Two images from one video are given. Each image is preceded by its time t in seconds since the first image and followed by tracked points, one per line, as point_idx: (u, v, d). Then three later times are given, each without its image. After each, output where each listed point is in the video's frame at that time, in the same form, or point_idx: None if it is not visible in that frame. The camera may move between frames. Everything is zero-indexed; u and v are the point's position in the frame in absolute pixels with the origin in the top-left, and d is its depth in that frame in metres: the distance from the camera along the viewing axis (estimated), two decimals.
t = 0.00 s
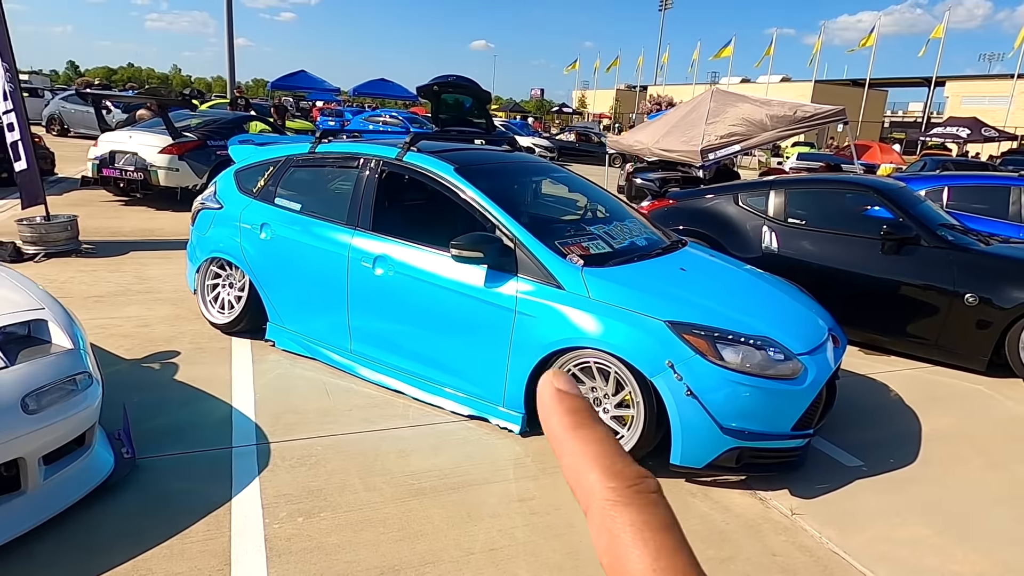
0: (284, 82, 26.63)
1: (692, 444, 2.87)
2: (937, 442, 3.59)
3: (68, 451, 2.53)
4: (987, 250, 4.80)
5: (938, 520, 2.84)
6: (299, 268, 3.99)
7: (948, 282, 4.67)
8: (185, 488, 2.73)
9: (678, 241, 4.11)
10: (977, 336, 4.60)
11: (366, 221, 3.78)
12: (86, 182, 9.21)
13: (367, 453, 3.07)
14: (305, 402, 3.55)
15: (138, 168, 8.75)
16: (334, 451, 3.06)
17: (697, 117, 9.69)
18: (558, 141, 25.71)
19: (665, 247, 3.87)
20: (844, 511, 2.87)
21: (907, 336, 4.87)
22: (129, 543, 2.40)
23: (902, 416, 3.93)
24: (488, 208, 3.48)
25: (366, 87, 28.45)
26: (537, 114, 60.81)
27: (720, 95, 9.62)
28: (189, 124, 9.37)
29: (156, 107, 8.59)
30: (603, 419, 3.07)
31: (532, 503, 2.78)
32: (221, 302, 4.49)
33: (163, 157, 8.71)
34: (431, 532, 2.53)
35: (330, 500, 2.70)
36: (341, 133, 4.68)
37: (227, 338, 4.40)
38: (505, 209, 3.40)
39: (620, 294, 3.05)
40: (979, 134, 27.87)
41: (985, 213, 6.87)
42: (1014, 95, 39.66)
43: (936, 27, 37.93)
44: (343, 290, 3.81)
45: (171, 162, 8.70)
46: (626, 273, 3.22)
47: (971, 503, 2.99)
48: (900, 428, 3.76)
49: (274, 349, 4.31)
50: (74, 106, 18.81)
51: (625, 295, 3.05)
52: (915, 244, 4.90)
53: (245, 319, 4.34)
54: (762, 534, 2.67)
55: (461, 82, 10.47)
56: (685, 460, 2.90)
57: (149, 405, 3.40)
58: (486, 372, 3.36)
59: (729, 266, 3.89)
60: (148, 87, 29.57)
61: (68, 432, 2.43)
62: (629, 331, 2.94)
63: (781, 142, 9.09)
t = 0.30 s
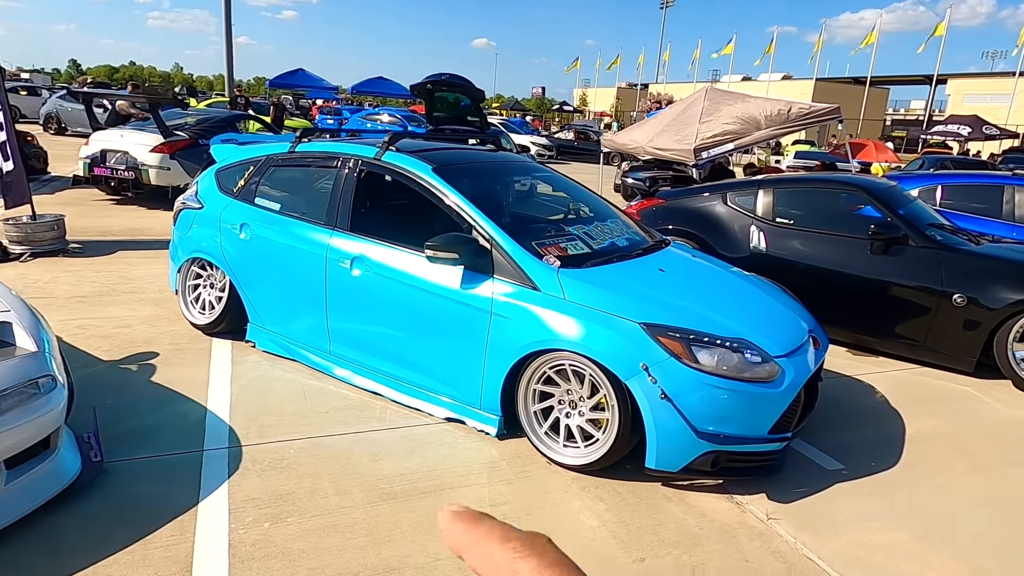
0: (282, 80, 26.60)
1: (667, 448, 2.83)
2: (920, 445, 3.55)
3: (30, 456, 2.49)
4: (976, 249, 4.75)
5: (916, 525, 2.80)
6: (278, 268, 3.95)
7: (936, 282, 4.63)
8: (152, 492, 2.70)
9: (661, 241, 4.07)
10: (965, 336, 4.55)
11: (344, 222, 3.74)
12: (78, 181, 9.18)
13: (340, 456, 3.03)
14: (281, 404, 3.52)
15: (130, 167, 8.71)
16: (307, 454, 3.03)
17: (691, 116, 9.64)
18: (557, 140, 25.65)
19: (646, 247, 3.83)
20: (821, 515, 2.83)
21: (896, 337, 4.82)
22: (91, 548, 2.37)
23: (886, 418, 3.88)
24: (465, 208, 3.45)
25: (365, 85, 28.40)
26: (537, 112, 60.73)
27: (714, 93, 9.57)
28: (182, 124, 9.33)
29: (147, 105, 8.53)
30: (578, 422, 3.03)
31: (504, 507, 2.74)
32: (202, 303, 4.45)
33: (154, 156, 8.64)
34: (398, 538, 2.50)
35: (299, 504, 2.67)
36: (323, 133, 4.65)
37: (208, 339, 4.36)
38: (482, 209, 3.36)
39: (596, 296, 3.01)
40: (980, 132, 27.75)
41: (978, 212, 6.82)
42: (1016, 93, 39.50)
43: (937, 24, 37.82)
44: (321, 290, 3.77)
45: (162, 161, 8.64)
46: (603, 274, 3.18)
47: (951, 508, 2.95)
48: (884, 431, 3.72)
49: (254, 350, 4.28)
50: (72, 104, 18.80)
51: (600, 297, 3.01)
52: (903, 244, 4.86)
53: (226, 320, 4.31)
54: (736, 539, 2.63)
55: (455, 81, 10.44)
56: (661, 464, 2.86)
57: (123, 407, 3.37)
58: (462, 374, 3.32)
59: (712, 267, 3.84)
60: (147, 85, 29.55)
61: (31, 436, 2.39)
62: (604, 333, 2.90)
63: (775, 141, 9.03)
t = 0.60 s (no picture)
0: (277, 77, 26.44)
1: (649, 453, 2.71)
2: (913, 448, 3.43)
3: None
4: (972, 246, 4.64)
5: (908, 533, 2.69)
6: (251, 266, 3.82)
7: (930, 280, 4.51)
8: (108, 501, 2.57)
9: (647, 237, 3.94)
10: (961, 335, 4.44)
11: (318, 219, 3.61)
12: (62, 179, 9.04)
13: (309, 462, 2.91)
14: (252, 407, 3.39)
15: (115, 164, 8.58)
16: (274, 460, 2.91)
17: (684, 111, 9.51)
18: (553, 136, 25.51)
19: (631, 243, 3.71)
20: (808, 523, 2.71)
21: (890, 335, 4.71)
22: (37, 561, 2.24)
23: (878, 420, 3.77)
24: (441, 204, 3.32)
25: (360, 82, 28.21)
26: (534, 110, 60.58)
27: (708, 88, 9.44)
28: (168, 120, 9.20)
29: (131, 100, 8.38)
30: (557, 426, 2.91)
31: (477, 515, 2.62)
32: (176, 302, 4.32)
33: (139, 153, 8.50)
34: (364, 549, 2.37)
35: (262, 514, 2.54)
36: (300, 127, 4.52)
37: (181, 340, 4.24)
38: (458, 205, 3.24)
39: (575, 295, 2.89)
40: (978, 128, 27.62)
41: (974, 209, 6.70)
42: (1014, 89, 39.37)
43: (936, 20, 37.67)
44: (295, 290, 3.65)
45: (147, 158, 8.49)
46: (583, 272, 3.06)
47: (944, 514, 2.84)
48: (876, 433, 3.60)
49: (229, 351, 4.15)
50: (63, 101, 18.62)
51: (580, 295, 2.88)
52: (896, 240, 4.75)
53: (199, 320, 4.18)
54: (719, 549, 2.51)
55: (446, 76, 10.25)
56: (642, 470, 2.74)
57: (85, 411, 3.24)
58: (438, 376, 3.20)
59: (698, 264, 3.72)
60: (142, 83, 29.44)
61: None
62: (582, 334, 2.77)
63: (769, 136, 8.91)
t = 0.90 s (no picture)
0: (270, 74, 26.22)
1: (627, 467, 2.54)
2: (908, 457, 3.27)
3: None
4: (971, 244, 4.47)
5: (902, 552, 2.52)
6: (217, 267, 3.65)
7: (928, 280, 4.35)
8: (47, 520, 2.40)
9: (631, 236, 3.77)
10: (959, 337, 4.27)
11: (284, 218, 3.44)
12: (43, 177, 8.86)
13: (269, 476, 2.74)
14: (213, 416, 3.22)
15: (95, 161, 8.40)
16: (231, 474, 2.74)
17: (677, 107, 9.35)
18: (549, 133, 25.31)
19: (613, 242, 3.54)
20: (796, 541, 2.55)
21: (885, 337, 4.54)
22: None
23: (872, 426, 3.60)
24: (411, 202, 3.14)
25: (354, 80, 27.97)
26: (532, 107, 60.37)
27: (702, 84, 9.27)
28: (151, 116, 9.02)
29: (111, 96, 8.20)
30: (531, 438, 2.74)
31: (443, 534, 2.46)
32: (142, 305, 4.15)
33: (120, 150, 8.33)
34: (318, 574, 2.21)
35: (211, 534, 2.38)
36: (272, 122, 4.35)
37: (147, 344, 4.07)
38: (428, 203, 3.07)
39: (549, 298, 2.72)
40: (977, 125, 27.44)
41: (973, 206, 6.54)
42: (1013, 85, 39.18)
43: (934, 16, 37.50)
44: (261, 292, 3.48)
45: (129, 156, 8.31)
46: (560, 274, 2.89)
47: (940, 530, 2.68)
48: (870, 441, 3.43)
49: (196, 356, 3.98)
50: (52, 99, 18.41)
51: (555, 299, 2.71)
52: (892, 238, 4.58)
53: (166, 324, 4.01)
54: (700, 571, 2.35)
55: (435, 71, 10.06)
56: (620, 485, 2.58)
57: (36, 421, 3.07)
58: (408, 384, 3.03)
59: (685, 264, 3.55)
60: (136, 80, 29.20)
61: None
62: (557, 340, 2.60)
63: (764, 132, 8.74)
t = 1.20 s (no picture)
0: (267, 72, 26.09)
1: (602, 480, 2.43)
2: (900, 469, 3.16)
3: None
4: (968, 247, 4.36)
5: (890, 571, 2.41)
6: (189, 269, 3.54)
7: (923, 283, 4.24)
8: None
9: (615, 238, 3.66)
10: (955, 342, 4.15)
11: (256, 219, 3.34)
12: (30, 175, 8.75)
13: (232, 488, 2.64)
14: (180, 423, 3.12)
15: (82, 160, 8.29)
16: (193, 486, 2.63)
17: (672, 106, 9.24)
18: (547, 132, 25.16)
19: (596, 245, 3.43)
20: (779, 559, 2.44)
21: (879, 342, 4.43)
22: None
23: (863, 435, 3.49)
24: (384, 203, 3.04)
25: (351, 78, 27.82)
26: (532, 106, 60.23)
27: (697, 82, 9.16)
28: (139, 114, 8.92)
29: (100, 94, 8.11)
30: (505, 450, 2.63)
31: (409, 551, 2.35)
32: (116, 307, 4.05)
33: (107, 149, 8.23)
34: None
35: (165, 551, 2.27)
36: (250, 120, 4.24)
37: (120, 348, 3.96)
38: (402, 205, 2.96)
39: (524, 304, 2.61)
40: (978, 125, 27.27)
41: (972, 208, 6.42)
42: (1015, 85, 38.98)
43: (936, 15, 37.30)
44: (233, 296, 3.37)
45: (116, 154, 8.21)
46: (537, 279, 2.78)
47: (930, 548, 2.57)
48: (860, 451, 3.32)
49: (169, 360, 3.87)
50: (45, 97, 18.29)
51: (530, 305, 2.60)
52: (887, 241, 4.47)
53: (138, 327, 3.90)
54: None
55: (428, 69, 9.95)
56: (595, 499, 2.47)
57: None
58: (380, 392, 2.92)
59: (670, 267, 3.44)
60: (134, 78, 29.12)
61: None
62: (530, 348, 2.49)
63: (759, 132, 8.63)
